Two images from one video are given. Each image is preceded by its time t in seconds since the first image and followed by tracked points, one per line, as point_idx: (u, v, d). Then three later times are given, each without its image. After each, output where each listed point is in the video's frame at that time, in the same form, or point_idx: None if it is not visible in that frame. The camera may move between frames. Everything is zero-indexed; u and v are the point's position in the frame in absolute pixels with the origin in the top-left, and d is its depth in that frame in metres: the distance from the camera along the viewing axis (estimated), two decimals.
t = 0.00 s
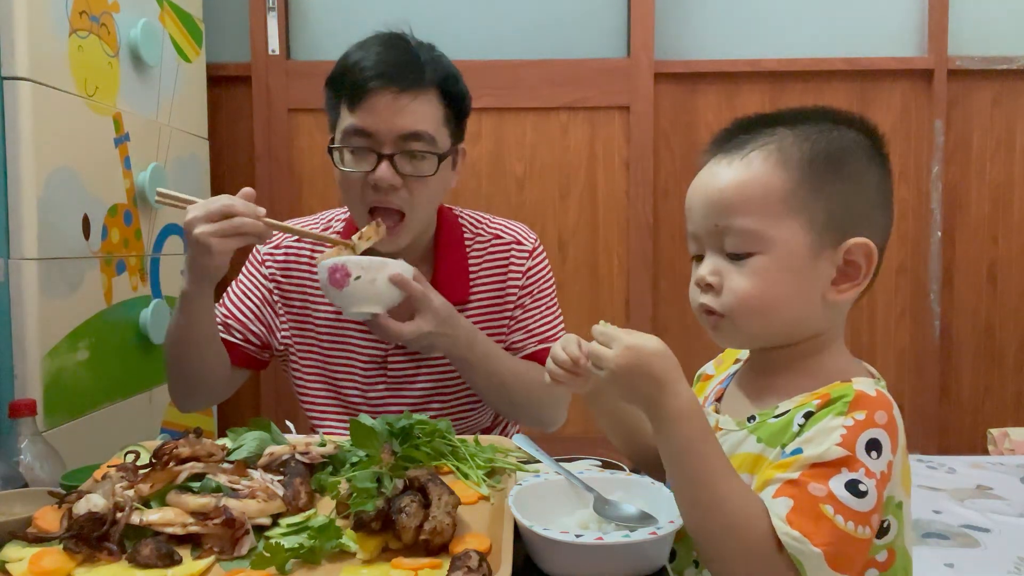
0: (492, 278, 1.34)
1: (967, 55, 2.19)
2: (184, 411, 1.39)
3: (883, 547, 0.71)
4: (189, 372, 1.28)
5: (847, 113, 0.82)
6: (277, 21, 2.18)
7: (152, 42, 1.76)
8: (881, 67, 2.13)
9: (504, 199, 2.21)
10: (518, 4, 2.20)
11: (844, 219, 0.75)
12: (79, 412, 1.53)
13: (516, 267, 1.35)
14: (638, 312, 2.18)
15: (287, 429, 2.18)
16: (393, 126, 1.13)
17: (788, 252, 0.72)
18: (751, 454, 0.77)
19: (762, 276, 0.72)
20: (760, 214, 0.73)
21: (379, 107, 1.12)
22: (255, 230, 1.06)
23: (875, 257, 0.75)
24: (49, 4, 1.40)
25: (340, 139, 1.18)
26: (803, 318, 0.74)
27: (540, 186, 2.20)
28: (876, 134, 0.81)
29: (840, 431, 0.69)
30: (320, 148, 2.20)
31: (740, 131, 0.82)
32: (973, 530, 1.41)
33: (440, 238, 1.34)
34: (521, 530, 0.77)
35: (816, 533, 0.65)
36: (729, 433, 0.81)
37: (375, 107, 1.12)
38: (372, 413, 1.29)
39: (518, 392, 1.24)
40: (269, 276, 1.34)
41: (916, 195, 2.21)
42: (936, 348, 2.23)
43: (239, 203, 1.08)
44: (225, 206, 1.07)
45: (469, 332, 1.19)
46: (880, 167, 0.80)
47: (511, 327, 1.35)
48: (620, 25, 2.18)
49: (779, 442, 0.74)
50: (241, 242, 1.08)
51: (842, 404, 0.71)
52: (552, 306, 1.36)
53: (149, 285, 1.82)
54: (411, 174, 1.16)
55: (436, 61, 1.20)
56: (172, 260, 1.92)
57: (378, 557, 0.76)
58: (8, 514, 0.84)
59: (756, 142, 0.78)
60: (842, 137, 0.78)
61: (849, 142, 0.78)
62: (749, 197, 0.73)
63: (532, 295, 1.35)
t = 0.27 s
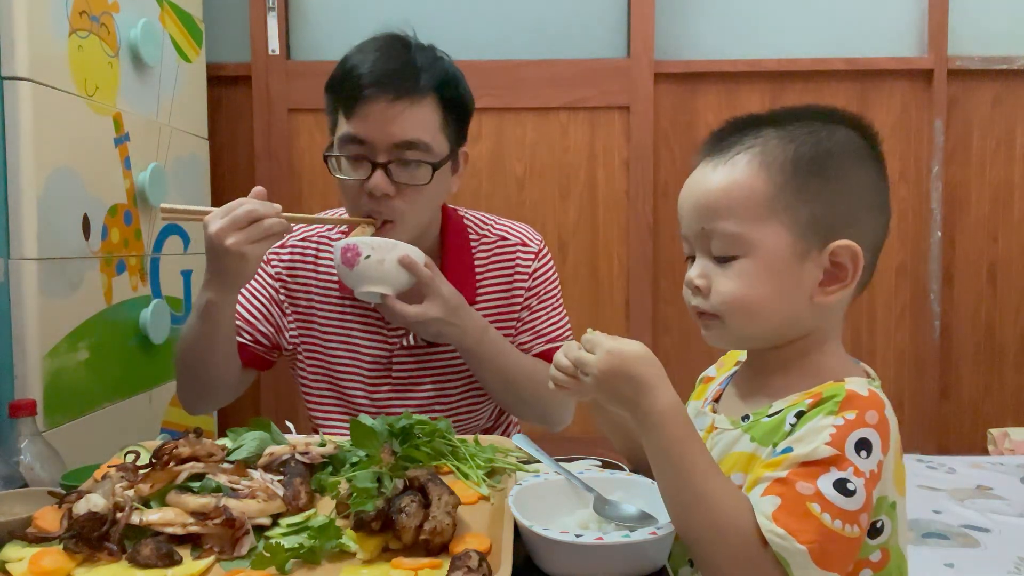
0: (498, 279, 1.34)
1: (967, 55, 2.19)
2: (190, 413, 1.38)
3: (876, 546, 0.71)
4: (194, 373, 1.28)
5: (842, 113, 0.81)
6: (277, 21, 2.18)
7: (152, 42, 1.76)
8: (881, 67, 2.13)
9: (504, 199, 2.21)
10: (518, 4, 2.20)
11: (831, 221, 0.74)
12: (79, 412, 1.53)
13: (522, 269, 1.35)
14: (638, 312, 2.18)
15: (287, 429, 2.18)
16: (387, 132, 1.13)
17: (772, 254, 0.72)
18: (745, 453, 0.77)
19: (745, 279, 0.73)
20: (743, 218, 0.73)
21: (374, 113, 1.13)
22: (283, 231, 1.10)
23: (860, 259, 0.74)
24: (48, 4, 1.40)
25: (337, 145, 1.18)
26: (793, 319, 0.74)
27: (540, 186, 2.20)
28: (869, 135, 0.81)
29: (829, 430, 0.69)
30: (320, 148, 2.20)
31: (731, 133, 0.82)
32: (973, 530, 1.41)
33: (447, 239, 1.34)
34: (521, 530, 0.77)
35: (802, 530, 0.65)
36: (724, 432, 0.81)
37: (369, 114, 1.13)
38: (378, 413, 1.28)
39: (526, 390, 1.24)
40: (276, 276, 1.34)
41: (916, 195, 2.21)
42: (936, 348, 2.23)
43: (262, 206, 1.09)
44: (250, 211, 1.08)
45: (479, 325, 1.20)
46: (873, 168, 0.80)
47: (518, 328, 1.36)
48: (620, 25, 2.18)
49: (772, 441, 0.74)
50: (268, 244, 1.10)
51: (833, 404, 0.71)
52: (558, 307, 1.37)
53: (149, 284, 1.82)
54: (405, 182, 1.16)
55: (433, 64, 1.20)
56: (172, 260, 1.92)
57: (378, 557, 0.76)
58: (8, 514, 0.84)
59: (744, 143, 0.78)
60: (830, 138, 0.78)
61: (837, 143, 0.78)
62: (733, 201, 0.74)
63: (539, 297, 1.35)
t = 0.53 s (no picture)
0: (498, 280, 1.34)
1: (967, 55, 2.19)
2: (197, 416, 1.39)
3: (869, 547, 0.71)
4: (196, 374, 1.28)
5: (833, 113, 0.82)
6: (277, 21, 2.18)
7: (152, 42, 1.76)
8: (881, 67, 2.13)
9: (504, 199, 2.21)
10: (518, 3, 2.20)
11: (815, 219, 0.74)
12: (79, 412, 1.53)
13: (523, 270, 1.35)
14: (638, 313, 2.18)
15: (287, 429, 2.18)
16: (388, 139, 1.13)
17: (754, 254, 0.73)
18: (738, 453, 0.77)
19: (728, 279, 0.74)
20: (726, 219, 0.74)
21: (374, 121, 1.12)
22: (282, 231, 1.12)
23: (845, 256, 0.74)
24: (48, 4, 1.40)
25: (337, 153, 1.18)
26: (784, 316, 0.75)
27: (540, 186, 2.20)
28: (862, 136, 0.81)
29: (818, 430, 0.69)
30: (320, 148, 2.20)
31: (721, 133, 0.83)
32: (973, 531, 1.41)
33: (447, 240, 1.34)
34: (521, 530, 0.77)
35: (789, 529, 0.65)
36: (718, 432, 0.81)
37: (370, 121, 1.12)
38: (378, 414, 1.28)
39: (527, 390, 1.24)
40: (275, 277, 1.34)
41: (916, 195, 2.21)
42: (936, 348, 2.23)
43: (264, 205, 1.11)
44: (252, 209, 1.10)
45: (480, 329, 1.19)
46: (866, 168, 0.79)
47: (519, 329, 1.36)
48: (620, 25, 2.18)
49: (763, 441, 0.74)
50: (265, 243, 1.12)
51: (824, 405, 0.71)
52: (559, 308, 1.37)
53: (149, 284, 1.82)
54: (408, 188, 1.16)
55: (428, 66, 1.20)
56: (172, 260, 1.92)
57: (378, 557, 0.76)
58: (8, 514, 0.84)
59: (730, 144, 0.79)
60: (818, 139, 0.78)
61: (825, 144, 0.77)
62: (715, 202, 0.75)
63: (539, 297, 1.35)
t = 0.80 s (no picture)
0: (495, 280, 1.34)
1: (967, 55, 2.19)
2: (202, 419, 1.39)
3: (869, 547, 0.71)
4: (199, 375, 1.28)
5: (818, 112, 0.82)
6: (277, 21, 2.18)
7: (152, 42, 1.76)
8: (882, 67, 2.13)
9: (504, 199, 2.21)
10: (518, 3, 2.20)
11: (801, 217, 0.74)
12: (79, 412, 1.53)
13: (520, 270, 1.35)
14: (639, 313, 2.18)
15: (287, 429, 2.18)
16: (375, 141, 1.12)
17: (740, 254, 0.73)
18: (738, 453, 0.77)
19: (717, 280, 0.74)
20: (712, 220, 0.75)
21: (360, 124, 1.12)
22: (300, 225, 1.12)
23: (830, 254, 0.73)
24: (48, 4, 1.40)
25: (326, 157, 1.18)
26: (780, 315, 0.75)
27: (540, 186, 2.20)
28: (849, 136, 0.81)
29: (817, 427, 0.69)
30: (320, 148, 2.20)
31: (710, 137, 0.84)
32: (973, 531, 1.41)
33: (443, 240, 1.34)
34: (522, 530, 0.77)
35: (787, 524, 0.65)
36: (719, 433, 0.81)
37: (356, 124, 1.12)
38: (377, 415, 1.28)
39: (525, 389, 1.24)
40: (274, 279, 1.35)
41: (916, 195, 2.21)
42: (936, 349, 2.23)
43: (285, 199, 1.13)
44: (271, 202, 1.13)
45: (478, 329, 1.19)
46: (853, 167, 0.79)
47: (517, 329, 1.35)
48: (620, 25, 2.18)
49: (763, 440, 0.74)
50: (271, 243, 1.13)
51: (822, 403, 0.71)
52: (556, 308, 1.37)
53: (149, 285, 1.82)
54: (398, 189, 1.16)
55: (416, 67, 1.20)
56: (172, 260, 1.92)
57: (378, 558, 0.76)
58: (8, 514, 0.84)
59: (716, 148, 0.80)
60: (801, 139, 0.78)
61: (808, 144, 0.77)
62: (701, 205, 0.76)
63: (537, 297, 1.35)
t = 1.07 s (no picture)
0: (492, 279, 1.34)
1: (967, 55, 2.19)
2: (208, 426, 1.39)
3: (866, 540, 0.71)
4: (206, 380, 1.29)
5: (802, 112, 0.82)
6: (277, 20, 2.18)
7: (152, 42, 1.76)
8: (882, 67, 2.13)
9: (504, 199, 2.21)
10: (518, 3, 2.20)
11: (788, 218, 0.74)
12: (79, 412, 1.53)
13: (517, 269, 1.35)
14: (638, 313, 2.18)
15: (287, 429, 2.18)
16: (366, 144, 1.12)
17: (730, 257, 0.74)
18: (737, 447, 0.77)
19: (709, 282, 0.75)
20: (701, 225, 0.75)
21: (351, 127, 1.12)
22: (308, 217, 1.17)
23: (819, 252, 0.73)
24: (48, 4, 1.40)
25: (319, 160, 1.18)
26: (778, 313, 0.75)
27: (540, 186, 2.20)
28: (834, 135, 0.81)
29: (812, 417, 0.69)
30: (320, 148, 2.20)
31: (696, 141, 0.84)
32: (973, 530, 1.41)
33: (439, 240, 1.34)
34: (522, 530, 0.77)
35: (779, 507, 0.65)
36: (718, 430, 0.82)
37: (347, 128, 1.12)
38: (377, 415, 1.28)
39: (524, 389, 1.24)
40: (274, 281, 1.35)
41: (916, 195, 2.21)
42: (936, 348, 2.23)
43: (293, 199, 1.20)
44: (280, 200, 1.20)
45: (477, 330, 1.20)
46: (838, 165, 0.78)
47: (515, 328, 1.35)
48: (620, 25, 2.18)
49: (762, 434, 0.75)
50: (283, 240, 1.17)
51: (819, 394, 0.71)
52: (554, 307, 1.36)
53: (149, 285, 1.82)
54: (390, 190, 1.16)
55: (406, 67, 1.19)
56: (172, 260, 1.92)
57: (378, 557, 0.76)
58: (8, 514, 0.84)
59: (702, 154, 0.80)
60: (784, 140, 0.78)
61: (791, 145, 0.77)
62: (689, 210, 0.76)
63: (535, 296, 1.35)
